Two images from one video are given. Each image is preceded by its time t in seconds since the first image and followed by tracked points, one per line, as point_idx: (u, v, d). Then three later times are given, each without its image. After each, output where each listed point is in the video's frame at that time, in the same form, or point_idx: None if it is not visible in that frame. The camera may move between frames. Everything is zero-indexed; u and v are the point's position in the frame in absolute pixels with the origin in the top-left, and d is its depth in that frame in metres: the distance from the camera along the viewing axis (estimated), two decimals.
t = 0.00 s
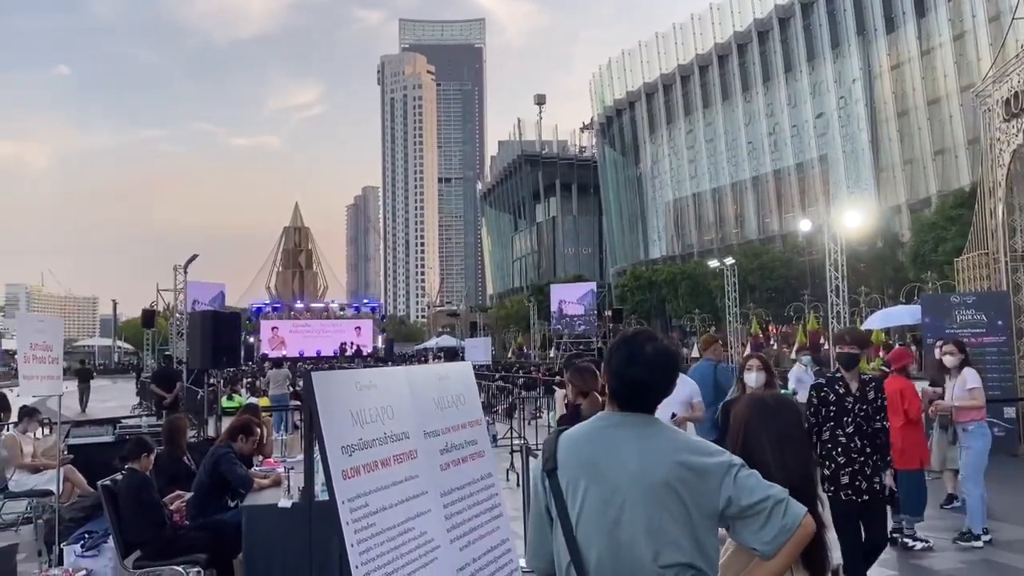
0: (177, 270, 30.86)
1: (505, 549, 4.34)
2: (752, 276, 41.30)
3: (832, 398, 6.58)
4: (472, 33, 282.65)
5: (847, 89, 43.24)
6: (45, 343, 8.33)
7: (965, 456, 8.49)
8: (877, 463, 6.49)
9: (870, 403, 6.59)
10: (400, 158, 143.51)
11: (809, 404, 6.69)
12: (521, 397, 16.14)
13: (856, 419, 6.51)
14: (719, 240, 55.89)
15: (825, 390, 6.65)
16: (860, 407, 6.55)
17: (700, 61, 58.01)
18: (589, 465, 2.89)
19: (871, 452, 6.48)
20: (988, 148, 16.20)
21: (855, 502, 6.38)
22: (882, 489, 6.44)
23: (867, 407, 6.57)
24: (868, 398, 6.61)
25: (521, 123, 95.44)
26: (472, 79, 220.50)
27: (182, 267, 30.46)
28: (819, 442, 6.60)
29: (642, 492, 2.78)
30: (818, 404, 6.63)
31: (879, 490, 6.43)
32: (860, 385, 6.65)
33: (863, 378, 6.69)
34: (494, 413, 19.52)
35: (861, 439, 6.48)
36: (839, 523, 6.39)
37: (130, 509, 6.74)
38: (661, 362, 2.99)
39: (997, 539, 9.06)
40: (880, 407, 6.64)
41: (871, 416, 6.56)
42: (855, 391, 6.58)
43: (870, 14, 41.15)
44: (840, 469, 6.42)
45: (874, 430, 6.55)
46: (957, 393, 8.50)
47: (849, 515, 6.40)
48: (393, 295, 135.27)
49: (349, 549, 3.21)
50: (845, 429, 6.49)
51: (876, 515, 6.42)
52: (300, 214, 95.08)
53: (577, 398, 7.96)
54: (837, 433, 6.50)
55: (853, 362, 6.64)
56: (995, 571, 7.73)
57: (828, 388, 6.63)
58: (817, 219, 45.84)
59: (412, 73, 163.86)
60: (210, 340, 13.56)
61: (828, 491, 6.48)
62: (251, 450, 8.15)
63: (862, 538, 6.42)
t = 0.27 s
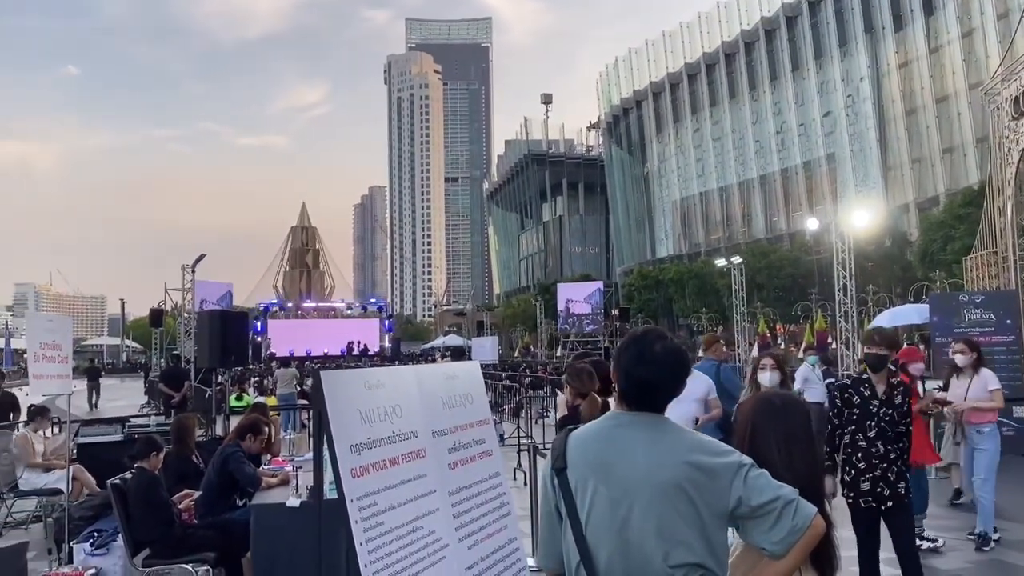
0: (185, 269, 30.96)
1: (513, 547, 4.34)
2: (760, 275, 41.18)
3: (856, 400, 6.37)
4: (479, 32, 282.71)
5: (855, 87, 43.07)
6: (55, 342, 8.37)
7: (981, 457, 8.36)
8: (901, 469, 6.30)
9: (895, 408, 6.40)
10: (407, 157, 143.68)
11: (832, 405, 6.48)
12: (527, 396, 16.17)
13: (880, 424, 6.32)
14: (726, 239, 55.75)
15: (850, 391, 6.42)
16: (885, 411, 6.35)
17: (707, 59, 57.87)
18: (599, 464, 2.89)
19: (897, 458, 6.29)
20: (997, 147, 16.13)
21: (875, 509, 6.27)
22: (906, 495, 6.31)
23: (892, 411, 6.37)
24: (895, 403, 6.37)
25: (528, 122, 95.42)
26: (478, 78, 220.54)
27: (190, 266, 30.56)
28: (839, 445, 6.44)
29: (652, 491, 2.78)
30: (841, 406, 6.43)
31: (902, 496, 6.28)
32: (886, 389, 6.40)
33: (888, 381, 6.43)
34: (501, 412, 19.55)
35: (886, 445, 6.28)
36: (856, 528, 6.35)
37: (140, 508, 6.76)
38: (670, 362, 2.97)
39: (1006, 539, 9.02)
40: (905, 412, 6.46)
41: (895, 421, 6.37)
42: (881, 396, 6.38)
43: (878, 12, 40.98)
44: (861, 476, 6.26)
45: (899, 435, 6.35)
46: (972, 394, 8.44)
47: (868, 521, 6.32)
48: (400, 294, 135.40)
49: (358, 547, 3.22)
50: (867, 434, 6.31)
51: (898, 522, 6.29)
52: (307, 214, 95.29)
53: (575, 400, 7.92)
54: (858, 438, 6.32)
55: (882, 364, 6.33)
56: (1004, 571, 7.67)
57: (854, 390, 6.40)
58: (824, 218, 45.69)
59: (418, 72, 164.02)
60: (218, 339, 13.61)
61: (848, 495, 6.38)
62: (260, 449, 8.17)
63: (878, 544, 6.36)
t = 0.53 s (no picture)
0: (193, 268, 31.08)
1: (521, 545, 4.35)
2: (767, 274, 41.00)
3: (889, 403, 6.35)
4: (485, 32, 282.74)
5: (862, 86, 42.90)
6: (65, 342, 8.41)
7: (992, 458, 8.45)
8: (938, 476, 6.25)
9: (932, 411, 6.36)
10: (414, 157, 143.83)
11: (864, 409, 6.45)
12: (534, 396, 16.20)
13: (915, 427, 6.29)
14: (733, 238, 55.61)
15: (883, 394, 6.39)
16: (920, 414, 6.31)
17: (714, 58, 57.71)
18: (607, 463, 2.89)
19: (934, 464, 6.27)
20: (1006, 145, 16.06)
21: (909, 517, 6.17)
22: (944, 506, 6.18)
23: (927, 415, 6.34)
24: (932, 405, 6.39)
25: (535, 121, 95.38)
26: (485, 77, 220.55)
27: (198, 266, 30.67)
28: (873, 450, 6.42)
29: (661, 490, 2.79)
30: (872, 410, 6.43)
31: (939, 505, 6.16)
32: (922, 392, 6.41)
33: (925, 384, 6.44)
34: (508, 411, 19.57)
35: (922, 449, 6.26)
36: (890, 537, 6.21)
37: (149, 506, 6.78)
38: (678, 362, 2.97)
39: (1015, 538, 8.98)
40: (940, 416, 6.43)
41: (931, 426, 6.34)
42: (916, 398, 6.34)
43: (886, 10, 40.78)
44: (897, 482, 6.24)
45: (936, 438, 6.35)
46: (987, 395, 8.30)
47: (903, 528, 6.19)
48: (407, 294, 135.56)
49: (368, 546, 3.23)
50: (902, 439, 6.28)
51: (934, 531, 6.17)
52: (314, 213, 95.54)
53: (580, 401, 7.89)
54: (893, 442, 6.31)
55: (917, 365, 6.29)
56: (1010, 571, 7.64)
57: (886, 393, 6.38)
58: (832, 217, 45.52)
59: (425, 72, 164.23)
60: (226, 339, 13.60)
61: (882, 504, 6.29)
62: (268, 448, 8.20)
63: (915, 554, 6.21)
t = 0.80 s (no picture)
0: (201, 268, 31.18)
1: (530, 544, 4.35)
2: (775, 273, 40.81)
3: (921, 402, 6.26)
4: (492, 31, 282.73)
5: (871, 85, 42.71)
6: (75, 342, 8.46)
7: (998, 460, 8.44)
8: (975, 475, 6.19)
9: (965, 408, 6.23)
10: (421, 156, 143.97)
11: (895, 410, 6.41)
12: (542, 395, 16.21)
13: (950, 427, 6.20)
14: (741, 238, 55.44)
15: (914, 393, 6.31)
16: (954, 413, 6.21)
17: (721, 57, 57.56)
18: (616, 463, 2.89)
19: (971, 464, 6.19)
20: (1016, 144, 15.98)
21: (949, 517, 6.15)
22: (979, 505, 6.18)
23: (961, 412, 6.22)
24: (968, 403, 6.25)
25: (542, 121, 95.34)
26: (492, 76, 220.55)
27: (206, 265, 30.77)
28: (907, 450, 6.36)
29: (672, 489, 2.77)
30: (904, 410, 6.37)
31: (977, 505, 6.16)
32: (956, 388, 6.28)
33: (960, 381, 6.30)
34: (516, 410, 19.60)
35: (957, 449, 6.17)
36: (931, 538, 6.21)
37: (159, 504, 6.81)
38: (685, 361, 2.96)
39: None
40: (978, 413, 6.30)
41: (966, 424, 6.23)
42: (949, 396, 6.23)
43: (894, 8, 40.59)
44: (934, 483, 6.15)
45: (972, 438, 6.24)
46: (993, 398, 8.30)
47: (943, 530, 6.18)
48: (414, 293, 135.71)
49: (378, 545, 3.23)
50: (936, 439, 6.21)
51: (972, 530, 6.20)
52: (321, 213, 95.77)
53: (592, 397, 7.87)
54: (928, 443, 6.23)
55: (948, 365, 6.19)
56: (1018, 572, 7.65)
57: (916, 391, 6.29)
58: (841, 216, 45.36)
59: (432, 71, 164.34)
60: (234, 340, 13.64)
61: (920, 504, 6.26)
62: (277, 447, 8.21)
63: (958, 557, 6.17)
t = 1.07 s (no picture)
0: (209, 268, 31.26)
1: (540, 544, 4.35)
2: (782, 273, 40.66)
3: (952, 410, 5.70)
4: (499, 30, 282.70)
5: (879, 84, 42.60)
6: (85, 341, 8.49)
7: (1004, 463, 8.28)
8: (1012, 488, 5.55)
9: (1002, 414, 5.61)
10: (427, 156, 144.11)
11: (924, 419, 5.85)
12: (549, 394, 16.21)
13: (984, 435, 5.58)
14: (749, 237, 55.35)
15: (943, 399, 5.76)
16: (988, 420, 5.60)
17: (729, 56, 57.45)
18: (627, 462, 2.89)
19: (1006, 474, 5.57)
20: None
21: (987, 535, 5.49)
22: (1015, 520, 5.57)
23: (997, 419, 5.60)
24: (1002, 409, 5.63)
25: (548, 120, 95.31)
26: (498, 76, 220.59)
27: (214, 266, 30.88)
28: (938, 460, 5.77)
29: (684, 489, 2.78)
30: (934, 419, 5.81)
31: (1013, 520, 5.55)
32: (990, 395, 5.68)
33: (994, 386, 5.71)
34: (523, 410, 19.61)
35: (992, 459, 5.55)
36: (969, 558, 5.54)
37: (169, 502, 6.82)
38: (697, 359, 2.95)
39: None
40: (1016, 421, 5.65)
41: (1002, 431, 5.59)
42: (981, 401, 5.64)
43: (902, 7, 40.44)
44: (970, 497, 5.51)
45: (1008, 446, 5.61)
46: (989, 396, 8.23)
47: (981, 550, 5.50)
48: (421, 293, 135.87)
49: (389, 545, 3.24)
50: (970, 449, 5.60)
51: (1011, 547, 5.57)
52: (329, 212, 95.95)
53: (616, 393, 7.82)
54: (960, 452, 5.63)
55: (977, 368, 5.68)
56: None
57: (945, 398, 5.75)
58: (848, 216, 45.29)
59: (439, 71, 164.54)
60: (243, 339, 13.69)
61: (954, 522, 5.61)
62: (285, 446, 8.23)
63: None
